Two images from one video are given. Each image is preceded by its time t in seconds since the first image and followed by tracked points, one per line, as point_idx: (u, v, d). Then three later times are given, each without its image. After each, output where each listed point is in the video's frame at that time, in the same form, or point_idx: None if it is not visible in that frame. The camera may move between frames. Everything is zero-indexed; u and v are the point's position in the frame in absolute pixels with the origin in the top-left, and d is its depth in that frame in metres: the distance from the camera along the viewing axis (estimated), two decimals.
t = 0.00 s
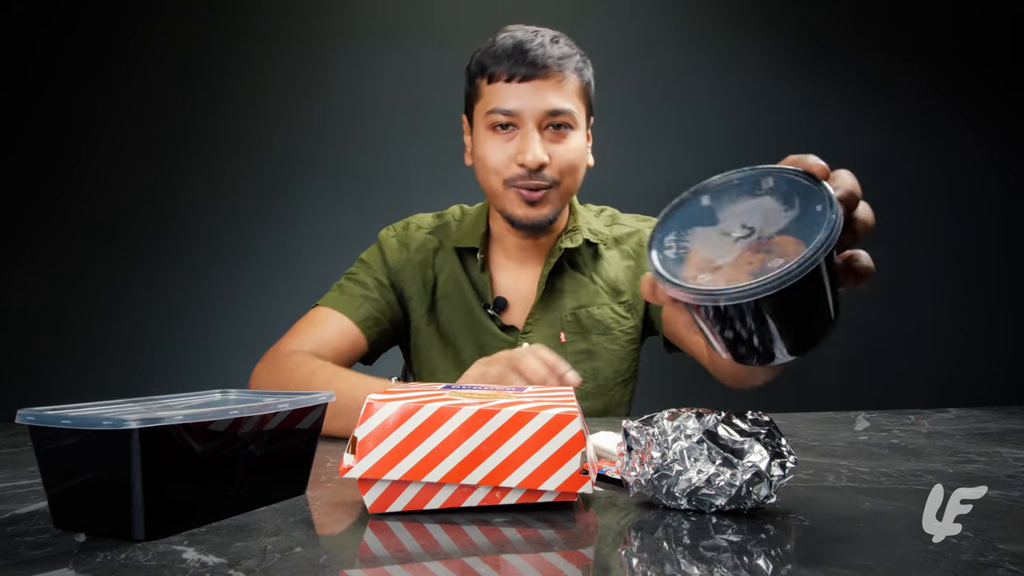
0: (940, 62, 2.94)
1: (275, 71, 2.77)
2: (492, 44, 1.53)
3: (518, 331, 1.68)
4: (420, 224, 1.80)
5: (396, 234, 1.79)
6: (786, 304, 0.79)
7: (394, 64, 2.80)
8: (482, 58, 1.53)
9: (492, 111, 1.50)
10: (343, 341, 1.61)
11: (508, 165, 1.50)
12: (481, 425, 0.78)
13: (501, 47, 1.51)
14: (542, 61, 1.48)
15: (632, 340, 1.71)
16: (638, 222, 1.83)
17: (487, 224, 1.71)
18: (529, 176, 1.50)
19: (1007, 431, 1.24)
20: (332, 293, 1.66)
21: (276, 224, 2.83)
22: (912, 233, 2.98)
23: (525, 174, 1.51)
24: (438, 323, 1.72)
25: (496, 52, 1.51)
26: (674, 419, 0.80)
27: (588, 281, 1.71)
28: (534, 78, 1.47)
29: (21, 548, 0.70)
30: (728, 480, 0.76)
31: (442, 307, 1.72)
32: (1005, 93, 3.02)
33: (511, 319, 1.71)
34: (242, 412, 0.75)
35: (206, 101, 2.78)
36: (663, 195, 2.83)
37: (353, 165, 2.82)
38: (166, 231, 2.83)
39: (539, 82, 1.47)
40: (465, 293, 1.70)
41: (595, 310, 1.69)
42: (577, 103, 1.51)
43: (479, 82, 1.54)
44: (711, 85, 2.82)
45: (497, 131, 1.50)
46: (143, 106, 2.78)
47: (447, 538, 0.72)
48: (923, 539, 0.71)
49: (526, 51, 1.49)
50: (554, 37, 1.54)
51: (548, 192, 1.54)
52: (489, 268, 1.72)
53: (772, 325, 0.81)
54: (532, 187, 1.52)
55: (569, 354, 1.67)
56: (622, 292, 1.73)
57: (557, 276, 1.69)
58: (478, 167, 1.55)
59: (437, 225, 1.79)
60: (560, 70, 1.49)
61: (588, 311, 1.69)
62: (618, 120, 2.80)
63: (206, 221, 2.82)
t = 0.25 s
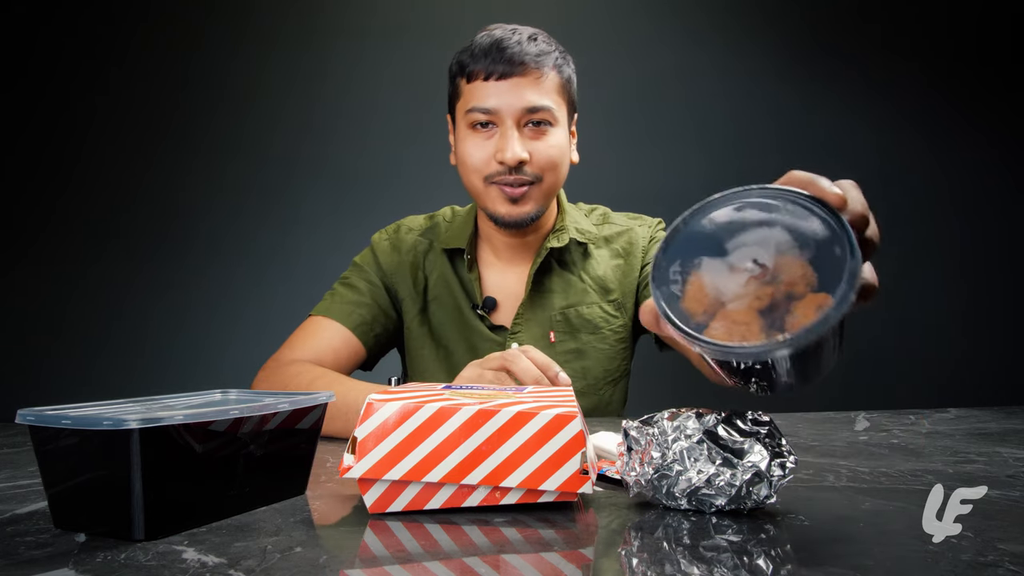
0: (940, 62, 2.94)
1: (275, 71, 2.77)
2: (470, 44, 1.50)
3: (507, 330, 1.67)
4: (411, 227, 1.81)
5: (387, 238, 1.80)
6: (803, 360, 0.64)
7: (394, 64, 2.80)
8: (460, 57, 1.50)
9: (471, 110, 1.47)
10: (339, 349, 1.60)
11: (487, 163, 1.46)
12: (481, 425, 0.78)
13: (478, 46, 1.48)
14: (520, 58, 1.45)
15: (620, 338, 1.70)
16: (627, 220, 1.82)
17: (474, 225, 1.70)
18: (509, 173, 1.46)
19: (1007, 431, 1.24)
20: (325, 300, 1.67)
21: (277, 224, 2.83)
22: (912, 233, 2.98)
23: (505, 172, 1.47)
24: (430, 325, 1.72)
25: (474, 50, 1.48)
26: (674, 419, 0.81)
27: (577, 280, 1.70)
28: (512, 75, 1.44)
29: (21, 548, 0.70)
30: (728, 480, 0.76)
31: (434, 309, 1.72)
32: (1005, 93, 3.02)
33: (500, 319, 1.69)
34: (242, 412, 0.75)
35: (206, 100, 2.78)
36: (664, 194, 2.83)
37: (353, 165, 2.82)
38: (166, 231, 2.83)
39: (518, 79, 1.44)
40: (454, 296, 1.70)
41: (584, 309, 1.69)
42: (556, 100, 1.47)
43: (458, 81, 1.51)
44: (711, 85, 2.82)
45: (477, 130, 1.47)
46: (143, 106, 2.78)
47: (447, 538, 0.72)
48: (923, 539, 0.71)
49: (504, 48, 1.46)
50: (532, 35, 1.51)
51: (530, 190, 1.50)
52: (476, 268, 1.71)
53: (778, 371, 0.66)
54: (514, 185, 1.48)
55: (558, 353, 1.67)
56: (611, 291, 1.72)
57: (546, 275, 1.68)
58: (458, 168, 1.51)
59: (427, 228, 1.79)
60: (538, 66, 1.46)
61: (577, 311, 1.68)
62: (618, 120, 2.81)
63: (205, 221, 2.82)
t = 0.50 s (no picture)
0: (940, 63, 2.94)
1: (275, 71, 2.77)
2: (463, 44, 1.49)
3: (503, 329, 1.67)
4: (406, 228, 1.80)
5: (383, 238, 1.79)
6: (827, 351, 0.65)
7: (394, 64, 2.80)
8: (453, 58, 1.49)
9: (464, 111, 1.46)
10: (336, 351, 1.60)
11: (481, 164, 1.46)
12: (481, 426, 0.78)
13: (470, 47, 1.47)
14: (512, 59, 1.44)
15: (617, 338, 1.70)
16: (623, 218, 1.82)
17: (469, 224, 1.71)
18: (503, 174, 1.47)
19: (1007, 431, 1.24)
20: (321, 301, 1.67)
21: (277, 224, 2.83)
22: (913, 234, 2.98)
23: (498, 172, 1.47)
24: (426, 325, 1.72)
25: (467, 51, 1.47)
26: (674, 419, 0.81)
27: (574, 279, 1.71)
28: (504, 77, 1.43)
29: (21, 548, 0.70)
30: (728, 480, 0.76)
31: (430, 310, 1.71)
32: (1006, 93, 3.02)
33: (496, 319, 1.70)
34: (242, 412, 0.75)
35: (206, 101, 2.78)
36: (664, 195, 2.84)
37: (353, 165, 2.82)
38: (166, 231, 2.84)
39: (510, 81, 1.44)
40: (450, 297, 1.70)
41: (580, 308, 1.69)
42: (549, 101, 1.47)
43: (450, 83, 1.50)
44: (711, 85, 2.82)
45: (470, 131, 1.47)
46: (143, 107, 2.79)
47: (447, 538, 0.72)
48: (923, 539, 0.71)
49: (496, 49, 1.45)
50: (525, 36, 1.50)
51: (523, 189, 1.50)
52: (472, 268, 1.71)
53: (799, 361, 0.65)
54: (507, 185, 1.48)
55: (555, 352, 1.68)
56: (607, 290, 1.72)
57: (541, 275, 1.69)
58: (453, 168, 1.51)
59: (423, 228, 1.79)
60: (531, 68, 1.45)
61: (573, 310, 1.69)
62: (619, 120, 2.81)
63: (206, 222, 2.83)
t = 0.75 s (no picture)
0: (941, 62, 2.94)
1: (275, 71, 2.77)
2: (463, 46, 1.49)
3: (503, 329, 1.67)
4: (404, 229, 1.80)
5: (382, 240, 1.79)
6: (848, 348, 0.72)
7: (394, 64, 2.80)
8: (453, 59, 1.49)
9: (465, 113, 1.46)
10: (334, 353, 1.60)
11: (481, 165, 1.46)
12: (481, 425, 0.78)
13: (471, 48, 1.47)
14: (512, 61, 1.44)
15: (619, 341, 1.70)
16: (622, 219, 1.81)
17: (467, 223, 1.70)
18: (503, 176, 1.47)
19: (1008, 431, 1.24)
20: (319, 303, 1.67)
21: (277, 225, 2.83)
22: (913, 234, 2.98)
23: (499, 174, 1.47)
24: (425, 324, 1.71)
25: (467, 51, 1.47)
26: (675, 419, 0.81)
27: (575, 282, 1.70)
28: (505, 79, 1.43)
29: (21, 548, 0.70)
30: (728, 480, 0.76)
31: (429, 310, 1.71)
32: (1007, 93, 3.01)
33: (496, 318, 1.70)
34: (242, 412, 0.75)
35: (206, 101, 2.78)
36: (664, 195, 2.84)
37: (353, 165, 2.82)
38: (167, 231, 2.84)
39: (510, 82, 1.44)
40: (450, 295, 1.70)
41: (582, 311, 1.69)
42: (549, 102, 1.47)
43: (449, 82, 1.50)
44: (711, 85, 2.82)
45: (471, 133, 1.47)
46: (143, 107, 2.79)
47: (447, 538, 0.72)
48: (923, 539, 0.71)
49: (497, 51, 1.45)
50: (525, 37, 1.50)
51: (523, 191, 1.50)
52: (471, 267, 1.70)
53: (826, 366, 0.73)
54: (508, 186, 1.48)
55: (556, 353, 1.68)
56: (609, 293, 1.72)
57: (542, 275, 1.68)
58: (452, 170, 1.51)
59: (421, 229, 1.79)
60: (532, 70, 1.46)
61: (575, 312, 1.69)
62: (619, 120, 2.81)
63: (206, 222, 2.83)
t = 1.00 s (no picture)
0: (941, 62, 2.94)
1: (275, 71, 2.77)
2: (468, 49, 1.50)
3: (512, 334, 1.67)
4: (406, 230, 1.80)
5: (383, 240, 1.80)
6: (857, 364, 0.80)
7: (394, 64, 2.80)
8: (458, 62, 1.49)
9: (467, 118, 1.45)
10: (331, 355, 1.61)
11: (483, 172, 1.46)
12: (481, 425, 0.78)
13: (475, 52, 1.47)
14: (516, 65, 1.44)
15: (628, 356, 1.70)
16: (633, 228, 1.79)
17: (474, 227, 1.70)
18: (505, 183, 1.46)
19: (1008, 431, 1.23)
20: (317, 304, 1.67)
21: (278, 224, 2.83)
22: (913, 234, 2.98)
23: (500, 181, 1.46)
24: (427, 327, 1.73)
25: (472, 56, 1.48)
26: (675, 419, 0.80)
27: (586, 291, 1.71)
28: (510, 84, 1.43)
29: (21, 549, 0.70)
30: (728, 480, 0.76)
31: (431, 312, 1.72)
32: (1008, 92, 3.01)
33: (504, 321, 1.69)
34: (242, 412, 0.74)
35: (206, 101, 2.78)
36: (663, 195, 2.84)
37: (353, 165, 2.82)
38: (167, 231, 2.83)
39: (514, 87, 1.44)
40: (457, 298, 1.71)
41: (592, 321, 1.69)
42: (553, 108, 1.47)
43: (454, 87, 1.51)
44: (711, 85, 2.82)
45: (473, 138, 1.46)
46: (143, 107, 2.79)
47: (447, 538, 0.72)
48: (922, 539, 0.71)
49: (501, 55, 1.45)
50: (531, 42, 1.51)
51: (524, 199, 1.50)
52: (478, 270, 1.70)
53: (832, 407, 0.81)
54: (509, 194, 1.48)
55: (563, 361, 1.67)
56: (618, 307, 1.72)
57: (552, 280, 1.69)
58: (454, 175, 1.50)
59: (423, 230, 1.79)
60: (537, 76, 1.46)
61: (585, 322, 1.69)
62: (620, 120, 2.81)
63: (206, 222, 2.83)
